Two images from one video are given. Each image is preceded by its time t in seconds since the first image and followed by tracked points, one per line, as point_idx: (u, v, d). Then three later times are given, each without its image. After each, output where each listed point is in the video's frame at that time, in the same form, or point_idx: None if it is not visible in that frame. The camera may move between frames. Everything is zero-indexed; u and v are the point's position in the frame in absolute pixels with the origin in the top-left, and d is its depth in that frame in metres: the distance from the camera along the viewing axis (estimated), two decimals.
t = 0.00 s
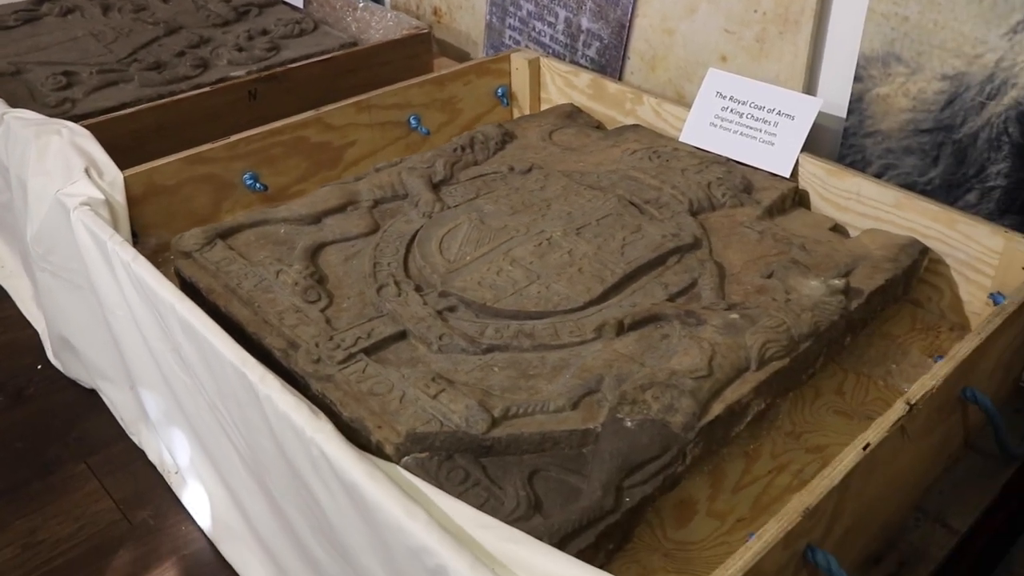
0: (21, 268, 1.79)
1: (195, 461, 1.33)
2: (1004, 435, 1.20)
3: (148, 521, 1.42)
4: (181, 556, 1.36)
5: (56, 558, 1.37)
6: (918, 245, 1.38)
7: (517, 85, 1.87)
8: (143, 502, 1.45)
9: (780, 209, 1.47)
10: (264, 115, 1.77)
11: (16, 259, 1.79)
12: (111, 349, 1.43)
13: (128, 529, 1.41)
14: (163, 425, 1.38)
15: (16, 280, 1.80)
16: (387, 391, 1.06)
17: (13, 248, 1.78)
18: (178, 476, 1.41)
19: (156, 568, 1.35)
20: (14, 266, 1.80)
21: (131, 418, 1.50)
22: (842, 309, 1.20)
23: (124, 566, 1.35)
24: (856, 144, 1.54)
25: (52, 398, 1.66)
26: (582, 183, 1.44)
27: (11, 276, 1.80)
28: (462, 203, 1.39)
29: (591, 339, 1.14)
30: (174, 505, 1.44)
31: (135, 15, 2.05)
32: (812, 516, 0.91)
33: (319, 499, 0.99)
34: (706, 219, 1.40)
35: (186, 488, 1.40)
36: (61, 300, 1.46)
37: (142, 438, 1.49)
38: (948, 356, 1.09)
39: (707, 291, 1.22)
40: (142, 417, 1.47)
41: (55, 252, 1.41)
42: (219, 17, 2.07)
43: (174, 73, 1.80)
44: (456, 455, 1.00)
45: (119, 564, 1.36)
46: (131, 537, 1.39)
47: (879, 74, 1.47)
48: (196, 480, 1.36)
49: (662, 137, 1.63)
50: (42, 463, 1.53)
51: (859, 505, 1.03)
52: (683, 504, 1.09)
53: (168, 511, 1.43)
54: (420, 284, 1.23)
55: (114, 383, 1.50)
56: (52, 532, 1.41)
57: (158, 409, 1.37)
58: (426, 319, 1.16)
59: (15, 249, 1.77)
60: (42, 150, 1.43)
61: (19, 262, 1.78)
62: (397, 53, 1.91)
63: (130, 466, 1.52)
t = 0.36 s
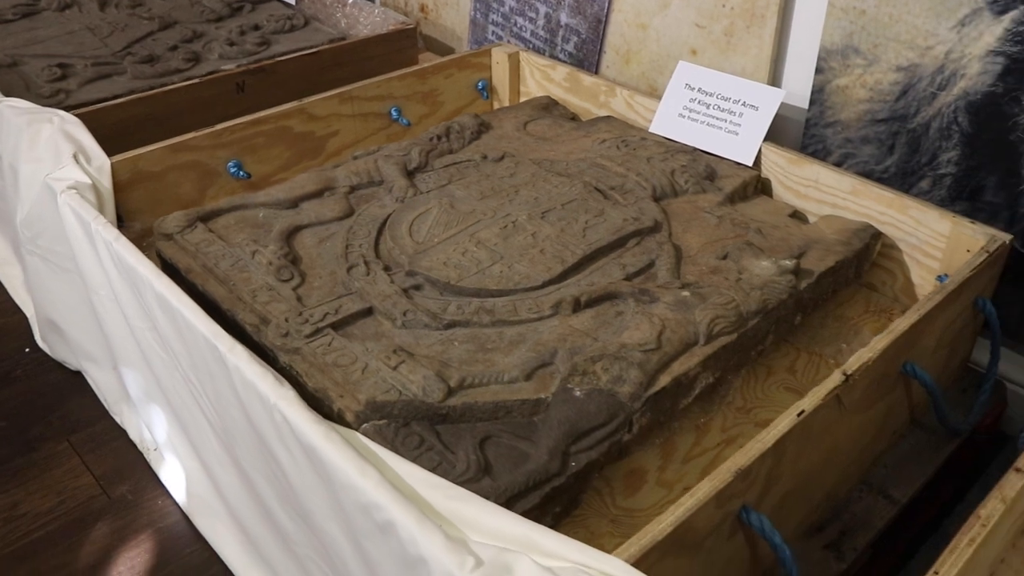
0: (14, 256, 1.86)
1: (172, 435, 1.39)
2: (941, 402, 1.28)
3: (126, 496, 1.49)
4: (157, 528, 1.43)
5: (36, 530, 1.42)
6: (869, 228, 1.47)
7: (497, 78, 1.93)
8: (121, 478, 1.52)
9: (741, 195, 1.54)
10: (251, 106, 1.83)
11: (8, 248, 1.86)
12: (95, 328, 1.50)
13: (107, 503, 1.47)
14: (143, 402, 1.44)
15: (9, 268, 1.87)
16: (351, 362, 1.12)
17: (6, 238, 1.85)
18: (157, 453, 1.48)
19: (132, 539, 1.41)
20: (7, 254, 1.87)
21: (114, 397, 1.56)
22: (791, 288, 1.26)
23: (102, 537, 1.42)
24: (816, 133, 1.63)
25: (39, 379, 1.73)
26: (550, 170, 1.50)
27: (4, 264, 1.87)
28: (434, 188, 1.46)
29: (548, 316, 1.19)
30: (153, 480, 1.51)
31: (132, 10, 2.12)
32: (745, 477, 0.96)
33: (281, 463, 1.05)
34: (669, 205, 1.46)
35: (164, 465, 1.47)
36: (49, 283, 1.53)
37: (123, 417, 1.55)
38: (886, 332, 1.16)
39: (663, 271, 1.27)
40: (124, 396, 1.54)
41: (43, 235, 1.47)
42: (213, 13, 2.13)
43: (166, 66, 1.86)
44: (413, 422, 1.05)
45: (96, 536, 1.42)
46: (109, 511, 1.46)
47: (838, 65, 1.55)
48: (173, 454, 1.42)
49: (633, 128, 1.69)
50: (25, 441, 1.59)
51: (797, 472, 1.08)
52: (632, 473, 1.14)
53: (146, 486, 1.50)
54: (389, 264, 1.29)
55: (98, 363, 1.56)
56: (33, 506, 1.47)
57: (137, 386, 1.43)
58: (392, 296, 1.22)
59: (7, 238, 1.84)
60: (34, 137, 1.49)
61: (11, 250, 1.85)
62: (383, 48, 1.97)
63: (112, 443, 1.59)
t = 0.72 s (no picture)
0: None
1: (146, 415, 1.46)
2: (884, 380, 1.34)
3: (100, 477, 1.55)
4: (128, 508, 1.50)
5: (11, 509, 1.49)
6: (823, 213, 1.53)
7: (474, 71, 1.99)
8: (94, 461, 1.59)
9: (703, 181, 1.59)
10: (235, 98, 1.89)
11: None
12: (75, 312, 1.56)
13: (81, 484, 1.54)
14: (118, 383, 1.50)
15: None
16: (317, 336, 1.17)
17: None
18: (131, 435, 1.55)
19: (104, 518, 1.48)
20: None
21: (92, 382, 1.63)
22: (742, 268, 1.31)
23: (74, 516, 1.48)
24: (778, 122, 1.70)
25: (19, 366, 1.79)
26: (518, 158, 1.56)
27: None
28: (405, 175, 1.51)
29: (507, 294, 1.25)
30: (125, 463, 1.58)
31: (121, 6, 2.18)
32: (684, 442, 1.02)
33: (246, 432, 1.11)
34: (631, 190, 1.51)
35: (135, 448, 1.54)
36: (33, 269, 1.59)
37: (99, 402, 1.62)
38: (828, 308, 1.22)
39: (620, 252, 1.33)
40: (101, 382, 1.61)
41: (27, 220, 1.52)
42: (200, 9, 2.19)
43: (152, 60, 1.92)
44: (372, 391, 1.11)
45: (69, 515, 1.49)
46: (82, 492, 1.53)
47: (798, 56, 1.63)
48: (146, 435, 1.49)
49: (601, 118, 1.75)
50: (4, 425, 1.66)
51: (738, 440, 1.13)
52: (584, 448, 1.18)
53: (117, 468, 1.57)
54: (358, 246, 1.35)
55: (77, 348, 1.63)
56: (9, 486, 1.53)
57: (113, 367, 1.49)
58: (358, 276, 1.28)
59: None
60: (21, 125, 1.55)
61: None
62: (365, 42, 2.03)
63: (87, 428, 1.65)
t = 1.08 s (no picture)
0: None
1: (122, 395, 1.53)
2: (836, 357, 1.38)
3: (78, 454, 1.67)
4: (104, 484, 1.61)
5: None
6: (783, 198, 1.58)
7: (449, 64, 2.04)
8: (73, 439, 1.70)
9: (667, 168, 1.64)
10: (216, 89, 1.94)
11: None
12: (54, 297, 1.62)
13: (59, 461, 1.65)
14: (97, 364, 1.58)
15: None
16: (284, 313, 1.22)
17: None
18: (108, 415, 1.64)
19: (80, 493, 1.59)
20: None
21: (71, 363, 1.72)
22: (698, 249, 1.36)
23: (52, 491, 1.60)
24: (742, 111, 1.75)
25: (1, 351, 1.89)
26: (487, 145, 1.61)
27: None
28: (377, 162, 1.56)
29: (469, 273, 1.29)
30: (102, 440, 1.70)
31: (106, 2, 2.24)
32: (631, 409, 1.06)
33: (215, 404, 1.16)
34: (595, 176, 1.57)
35: (113, 426, 1.63)
36: (18, 255, 1.64)
37: (79, 382, 1.71)
38: (778, 285, 1.27)
39: (580, 234, 1.38)
40: (81, 363, 1.69)
41: (10, 207, 1.57)
42: (184, 4, 2.24)
43: (136, 53, 1.96)
44: (334, 364, 1.15)
45: (47, 490, 1.60)
46: (60, 468, 1.64)
47: (760, 45, 1.67)
48: (122, 412, 1.57)
49: (571, 108, 1.80)
50: None
51: (687, 411, 1.18)
52: (542, 423, 1.20)
53: (97, 446, 1.68)
54: (328, 229, 1.39)
55: (58, 331, 1.71)
56: None
57: (91, 348, 1.56)
58: (327, 257, 1.32)
59: None
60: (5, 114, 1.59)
61: None
62: (344, 36, 2.09)
63: (65, 408, 1.76)
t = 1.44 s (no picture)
0: None
1: (104, 372, 1.57)
2: (797, 334, 1.41)
3: (63, 429, 1.71)
4: (88, 455, 1.66)
5: None
6: (748, 182, 1.61)
7: (427, 55, 2.08)
8: (58, 415, 1.75)
9: (636, 154, 1.68)
10: (198, 80, 1.98)
11: None
12: (38, 279, 1.66)
13: (45, 435, 1.70)
14: (80, 343, 1.62)
15: None
16: (254, 291, 1.25)
17: None
18: (92, 391, 1.67)
19: (66, 464, 1.64)
20: None
21: (57, 342, 1.76)
22: (660, 231, 1.40)
23: (37, 463, 1.64)
24: (711, 99, 1.79)
25: None
26: (458, 132, 1.65)
27: None
28: (350, 148, 1.60)
29: (435, 254, 1.33)
30: (87, 415, 1.74)
31: None
32: (585, 381, 1.10)
33: (187, 378, 1.19)
34: (564, 161, 1.61)
35: (97, 402, 1.67)
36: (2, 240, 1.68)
37: (65, 360, 1.75)
38: (737, 264, 1.29)
39: (546, 217, 1.42)
40: (65, 342, 1.73)
41: None
42: None
43: (119, 46, 1.99)
44: (301, 339, 1.19)
45: (32, 462, 1.64)
46: (46, 441, 1.69)
47: (727, 34, 1.70)
48: (104, 389, 1.61)
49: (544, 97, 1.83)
50: None
51: (644, 384, 1.22)
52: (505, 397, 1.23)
53: (81, 421, 1.73)
54: (300, 212, 1.43)
55: (43, 312, 1.75)
56: None
57: (74, 327, 1.60)
58: (298, 238, 1.36)
59: None
60: None
61: None
62: (325, 28, 2.13)
63: (51, 386, 1.81)
